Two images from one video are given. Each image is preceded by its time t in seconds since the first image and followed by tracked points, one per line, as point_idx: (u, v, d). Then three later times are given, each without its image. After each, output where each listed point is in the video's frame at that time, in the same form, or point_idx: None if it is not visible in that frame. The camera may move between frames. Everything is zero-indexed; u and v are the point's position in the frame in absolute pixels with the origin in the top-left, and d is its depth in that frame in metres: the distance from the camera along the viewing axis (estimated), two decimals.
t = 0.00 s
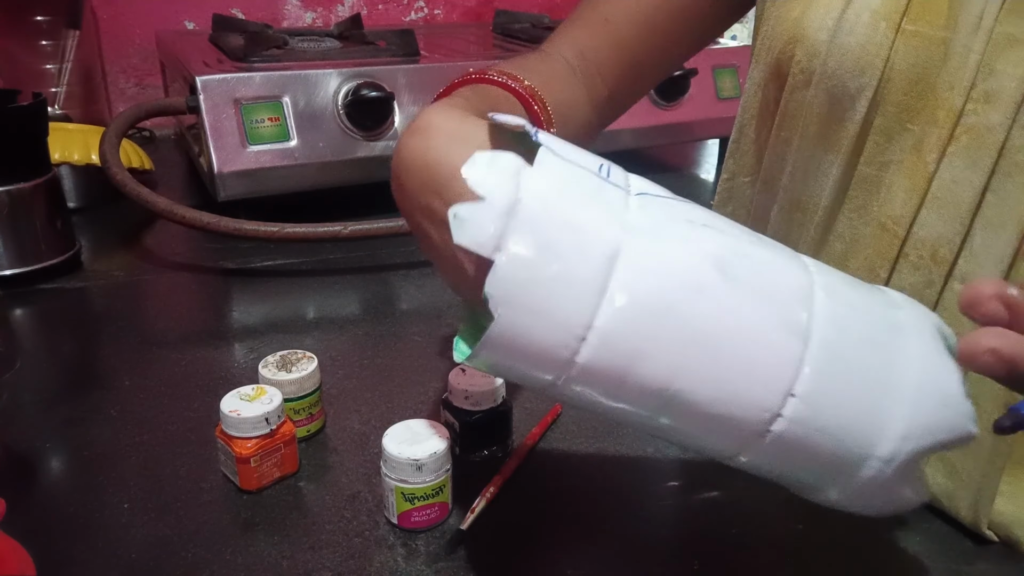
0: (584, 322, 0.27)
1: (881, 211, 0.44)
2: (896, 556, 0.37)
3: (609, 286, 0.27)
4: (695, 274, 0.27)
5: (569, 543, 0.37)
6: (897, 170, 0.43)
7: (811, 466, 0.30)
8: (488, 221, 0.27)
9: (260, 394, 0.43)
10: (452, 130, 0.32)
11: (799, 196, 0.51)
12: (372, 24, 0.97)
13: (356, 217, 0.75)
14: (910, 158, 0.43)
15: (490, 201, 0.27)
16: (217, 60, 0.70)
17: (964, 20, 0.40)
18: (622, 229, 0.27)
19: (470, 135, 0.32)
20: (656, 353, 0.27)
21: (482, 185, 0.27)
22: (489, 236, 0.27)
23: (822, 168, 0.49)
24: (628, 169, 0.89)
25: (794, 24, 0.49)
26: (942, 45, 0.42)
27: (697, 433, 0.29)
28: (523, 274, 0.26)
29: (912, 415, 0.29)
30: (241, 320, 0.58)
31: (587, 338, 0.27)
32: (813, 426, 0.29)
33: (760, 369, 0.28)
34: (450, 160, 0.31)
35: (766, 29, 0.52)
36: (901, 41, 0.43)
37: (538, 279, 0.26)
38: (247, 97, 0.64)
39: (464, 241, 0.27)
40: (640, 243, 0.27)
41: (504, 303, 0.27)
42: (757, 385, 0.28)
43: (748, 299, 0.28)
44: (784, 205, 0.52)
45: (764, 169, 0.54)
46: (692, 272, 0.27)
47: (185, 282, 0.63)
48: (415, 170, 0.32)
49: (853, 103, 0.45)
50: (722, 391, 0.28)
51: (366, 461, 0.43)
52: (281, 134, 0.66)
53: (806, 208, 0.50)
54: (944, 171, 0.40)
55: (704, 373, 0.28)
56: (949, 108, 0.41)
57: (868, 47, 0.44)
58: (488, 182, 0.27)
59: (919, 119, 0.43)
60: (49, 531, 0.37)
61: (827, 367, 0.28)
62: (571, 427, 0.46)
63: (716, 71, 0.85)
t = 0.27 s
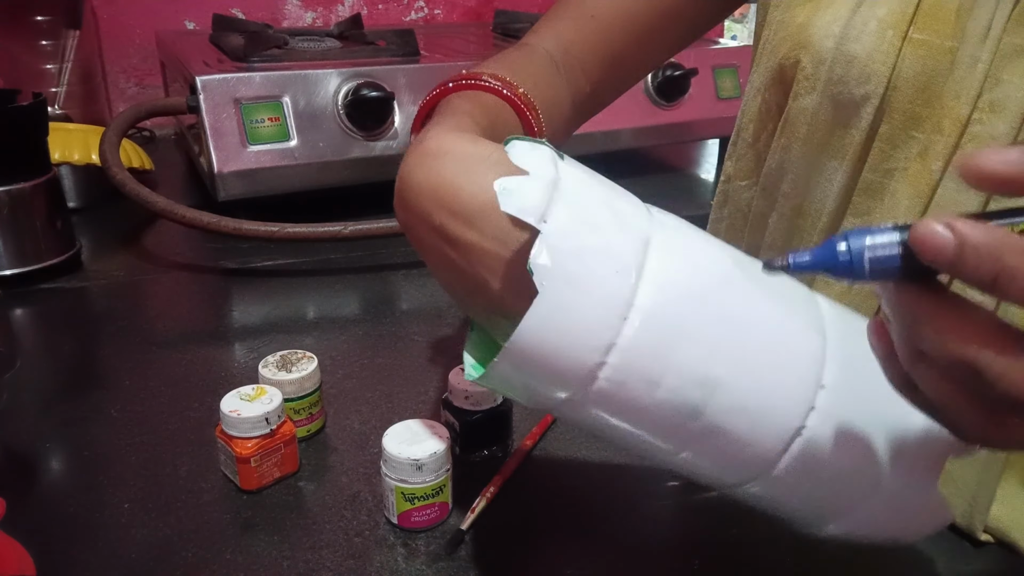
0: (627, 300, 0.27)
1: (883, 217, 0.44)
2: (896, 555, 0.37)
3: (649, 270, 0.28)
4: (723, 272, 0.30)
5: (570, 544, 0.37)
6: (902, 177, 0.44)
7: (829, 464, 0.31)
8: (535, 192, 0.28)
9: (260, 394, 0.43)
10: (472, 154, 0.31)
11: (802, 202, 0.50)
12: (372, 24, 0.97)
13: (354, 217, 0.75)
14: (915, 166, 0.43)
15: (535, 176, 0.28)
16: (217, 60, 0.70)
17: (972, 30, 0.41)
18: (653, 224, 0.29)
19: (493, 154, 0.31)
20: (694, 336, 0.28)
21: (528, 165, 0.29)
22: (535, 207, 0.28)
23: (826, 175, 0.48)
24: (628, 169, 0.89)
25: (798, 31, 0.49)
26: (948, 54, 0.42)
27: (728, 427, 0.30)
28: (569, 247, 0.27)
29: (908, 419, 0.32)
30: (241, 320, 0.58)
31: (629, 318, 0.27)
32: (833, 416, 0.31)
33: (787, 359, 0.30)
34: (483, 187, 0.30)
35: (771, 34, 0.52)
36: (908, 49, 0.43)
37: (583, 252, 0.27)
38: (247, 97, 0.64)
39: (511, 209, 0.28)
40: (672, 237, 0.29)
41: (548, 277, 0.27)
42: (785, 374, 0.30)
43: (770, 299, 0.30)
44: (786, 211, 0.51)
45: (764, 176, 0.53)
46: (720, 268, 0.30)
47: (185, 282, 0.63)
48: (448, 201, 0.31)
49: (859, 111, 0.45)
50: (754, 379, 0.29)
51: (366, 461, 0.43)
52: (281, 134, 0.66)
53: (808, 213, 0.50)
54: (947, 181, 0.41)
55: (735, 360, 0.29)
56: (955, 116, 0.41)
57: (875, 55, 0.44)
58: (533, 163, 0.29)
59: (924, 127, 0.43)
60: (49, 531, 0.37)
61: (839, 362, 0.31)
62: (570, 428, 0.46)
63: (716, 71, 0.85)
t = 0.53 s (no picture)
0: (632, 303, 0.28)
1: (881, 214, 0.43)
2: (895, 556, 0.37)
3: (656, 270, 0.28)
4: (722, 272, 0.30)
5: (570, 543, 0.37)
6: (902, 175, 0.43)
7: (814, 456, 0.32)
8: (547, 194, 0.27)
9: (260, 394, 0.43)
10: (471, 135, 0.31)
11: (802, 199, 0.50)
12: (372, 24, 0.97)
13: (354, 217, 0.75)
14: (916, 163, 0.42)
15: (550, 175, 0.28)
16: (217, 60, 0.70)
17: (973, 25, 0.40)
18: (658, 223, 0.30)
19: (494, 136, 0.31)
20: (694, 337, 0.29)
21: (544, 160, 0.28)
22: (547, 210, 0.27)
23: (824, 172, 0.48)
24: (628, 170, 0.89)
25: (798, 28, 0.49)
26: (949, 51, 0.42)
27: (720, 421, 0.31)
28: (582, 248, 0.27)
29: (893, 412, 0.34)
30: (241, 320, 0.58)
31: (632, 321, 0.28)
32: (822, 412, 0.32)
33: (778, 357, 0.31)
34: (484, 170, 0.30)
35: (773, 32, 0.53)
36: (908, 45, 0.43)
37: (593, 256, 0.27)
38: (247, 97, 0.64)
39: (524, 210, 0.27)
40: (675, 237, 0.30)
41: (556, 279, 0.27)
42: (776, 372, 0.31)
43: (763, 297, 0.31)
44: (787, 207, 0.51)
45: (766, 173, 0.54)
46: (718, 268, 0.30)
47: (186, 282, 0.63)
48: (445, 183, 0.31)
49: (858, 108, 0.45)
50: (747, 378, 0.30)
51: (366, 461, 0.43)
52: (281, 134, 0.66)
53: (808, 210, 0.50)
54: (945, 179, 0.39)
55: (732, 359, 0.30)
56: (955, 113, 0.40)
57: (875, 52, 0.44)
58: (548, 156, 0.28)
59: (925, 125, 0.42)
60: (49, 531, 0.37)
61: (829, 358, 0.32)
62: (570, 427, 0.46)
63: (716, 71, 0.85)
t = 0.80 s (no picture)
0: (619, 316, 0.28)
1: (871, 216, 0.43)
2: (896, 557, 0.37)
3: (644, 283, 0.29)
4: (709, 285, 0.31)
5: (570, 543, 0.37)
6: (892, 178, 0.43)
7: (797, 464, 0.33)
8: (539, 207, 0.28)
9: (260, 394, 0.43)
10: (460, 139, 0.31)
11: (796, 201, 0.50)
12: (372, 24, 0.97)
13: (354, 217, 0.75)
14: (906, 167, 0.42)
15: (542, 187, 0.28)
16: (217, 60, 0.70)
17: (962, 26, 0.40)
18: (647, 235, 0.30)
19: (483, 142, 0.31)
20: (681, 350, 0.29)
21: (535, 171, 0.28)
22: (539, 223, 0.28)
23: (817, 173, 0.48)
24: (628, 170, 0.89)
25: (791, 30, 0.49)
26: (939, 52, 0.42)
27: (704, 430, 0.31)
28: (571, 261, 0.27)
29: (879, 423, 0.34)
30: (241, 320, 0.58)
31: (620, 333, 0.29)
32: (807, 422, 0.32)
33: (764, 369, 0.31)
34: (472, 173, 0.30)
35: (768, 32, 0.53)
36: (898, 47, 0.43)
37: (581, 269, 0.27)
38: (247, 97, 0.64)
39: (515, 222, 0.28)
40: (665, 250, 0.30)
41: (544, 291, 0.28)
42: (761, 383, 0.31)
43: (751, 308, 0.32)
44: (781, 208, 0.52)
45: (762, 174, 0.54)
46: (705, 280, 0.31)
47: (185, 282, 0.63)
48: (432, 184, 0.31)
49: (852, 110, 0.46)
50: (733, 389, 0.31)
51: (366, 461, 0.43)
52: (281, 134, 0.66)
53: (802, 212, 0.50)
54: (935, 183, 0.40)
55: (718, 370, 0.30)
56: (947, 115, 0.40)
57: (866, 53, 0.45)
58: (540, 168, 0.28)
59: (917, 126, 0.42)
60: (50, 531, 0.37)
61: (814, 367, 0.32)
62: (570, 428, 0.46)
63: (716, 72, 0.85)
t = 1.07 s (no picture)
0: (625, 333, 0.29)
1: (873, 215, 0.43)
2: (896, 557, 0.37)
3: (650, 301, 0.29)
4: (717, 306, 0.31)
5: (570, 543, 0.37)
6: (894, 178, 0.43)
7: (802, 478, 0.33)
8: (549, 225, 0.28)
9: (260, 394, 0.43)
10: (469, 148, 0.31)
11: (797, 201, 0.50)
12: (372, 24, 0.97)
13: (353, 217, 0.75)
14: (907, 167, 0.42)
15: (552, 206, 0.28)
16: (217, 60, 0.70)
17: (965, 28, 0.40)
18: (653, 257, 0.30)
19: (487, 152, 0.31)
20: (686, 366, 0.30)
21: (545, 189, 0.28)
22: (549, 241, 0.28)
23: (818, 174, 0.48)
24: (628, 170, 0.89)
25: (794, 29, 0.49)
26: (941, 53, 0.42)
27: (710, 444, 0.32)
28: (580, 279, 0.28)
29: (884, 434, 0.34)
30: (241, 320, 0.58)
31: (625, 350, 0.29)
32: (812, 437, 0.32)
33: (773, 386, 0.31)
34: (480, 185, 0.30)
35: (772, 32, 0.53)
36: (900, 48, 0.43)
37: (589, 290, 0.28)
38: (247, 97, 0.64)
39: (525, 240, 0.28)
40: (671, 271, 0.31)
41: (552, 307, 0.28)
42: (769, 400, 0.31)
43: (759, 326, 0.32)
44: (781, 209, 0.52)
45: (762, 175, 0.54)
46: (711, 300, 0.31)
47: (186, 282, 0.63)
48: (441, 197, 0.31)
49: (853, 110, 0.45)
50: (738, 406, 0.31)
51: (366, 461, 0.43)
52: (281, 134, 0.66)
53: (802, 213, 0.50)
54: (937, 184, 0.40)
55: (723, 385, 0.31)
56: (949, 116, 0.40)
57: (867, 54, 0.44)
58: (551, 186, 0.29)
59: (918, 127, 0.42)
60: (49, 531, 0.37)
61: (820, 382, 0.33)
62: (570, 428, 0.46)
63: (717, 72, 0.85)
